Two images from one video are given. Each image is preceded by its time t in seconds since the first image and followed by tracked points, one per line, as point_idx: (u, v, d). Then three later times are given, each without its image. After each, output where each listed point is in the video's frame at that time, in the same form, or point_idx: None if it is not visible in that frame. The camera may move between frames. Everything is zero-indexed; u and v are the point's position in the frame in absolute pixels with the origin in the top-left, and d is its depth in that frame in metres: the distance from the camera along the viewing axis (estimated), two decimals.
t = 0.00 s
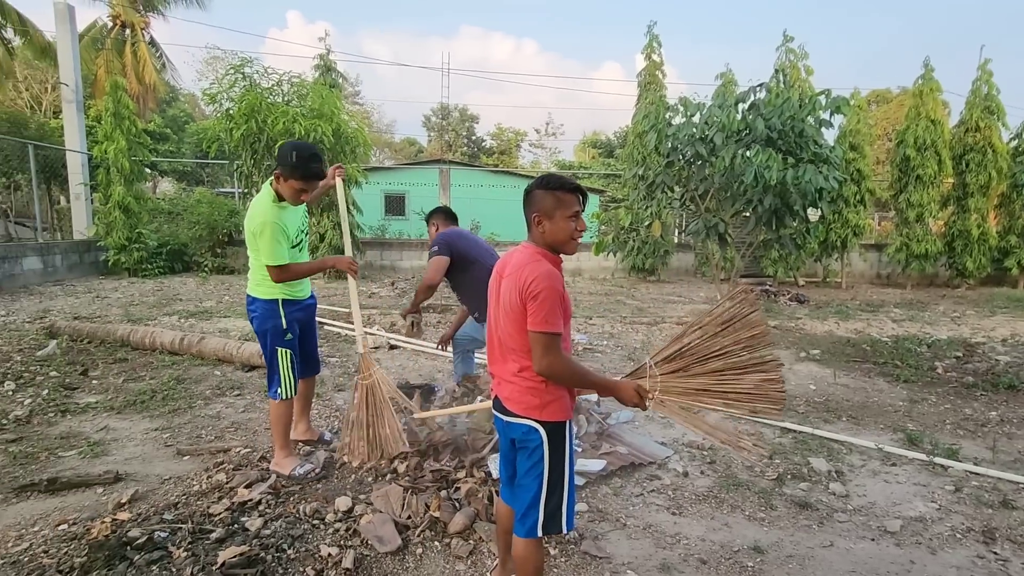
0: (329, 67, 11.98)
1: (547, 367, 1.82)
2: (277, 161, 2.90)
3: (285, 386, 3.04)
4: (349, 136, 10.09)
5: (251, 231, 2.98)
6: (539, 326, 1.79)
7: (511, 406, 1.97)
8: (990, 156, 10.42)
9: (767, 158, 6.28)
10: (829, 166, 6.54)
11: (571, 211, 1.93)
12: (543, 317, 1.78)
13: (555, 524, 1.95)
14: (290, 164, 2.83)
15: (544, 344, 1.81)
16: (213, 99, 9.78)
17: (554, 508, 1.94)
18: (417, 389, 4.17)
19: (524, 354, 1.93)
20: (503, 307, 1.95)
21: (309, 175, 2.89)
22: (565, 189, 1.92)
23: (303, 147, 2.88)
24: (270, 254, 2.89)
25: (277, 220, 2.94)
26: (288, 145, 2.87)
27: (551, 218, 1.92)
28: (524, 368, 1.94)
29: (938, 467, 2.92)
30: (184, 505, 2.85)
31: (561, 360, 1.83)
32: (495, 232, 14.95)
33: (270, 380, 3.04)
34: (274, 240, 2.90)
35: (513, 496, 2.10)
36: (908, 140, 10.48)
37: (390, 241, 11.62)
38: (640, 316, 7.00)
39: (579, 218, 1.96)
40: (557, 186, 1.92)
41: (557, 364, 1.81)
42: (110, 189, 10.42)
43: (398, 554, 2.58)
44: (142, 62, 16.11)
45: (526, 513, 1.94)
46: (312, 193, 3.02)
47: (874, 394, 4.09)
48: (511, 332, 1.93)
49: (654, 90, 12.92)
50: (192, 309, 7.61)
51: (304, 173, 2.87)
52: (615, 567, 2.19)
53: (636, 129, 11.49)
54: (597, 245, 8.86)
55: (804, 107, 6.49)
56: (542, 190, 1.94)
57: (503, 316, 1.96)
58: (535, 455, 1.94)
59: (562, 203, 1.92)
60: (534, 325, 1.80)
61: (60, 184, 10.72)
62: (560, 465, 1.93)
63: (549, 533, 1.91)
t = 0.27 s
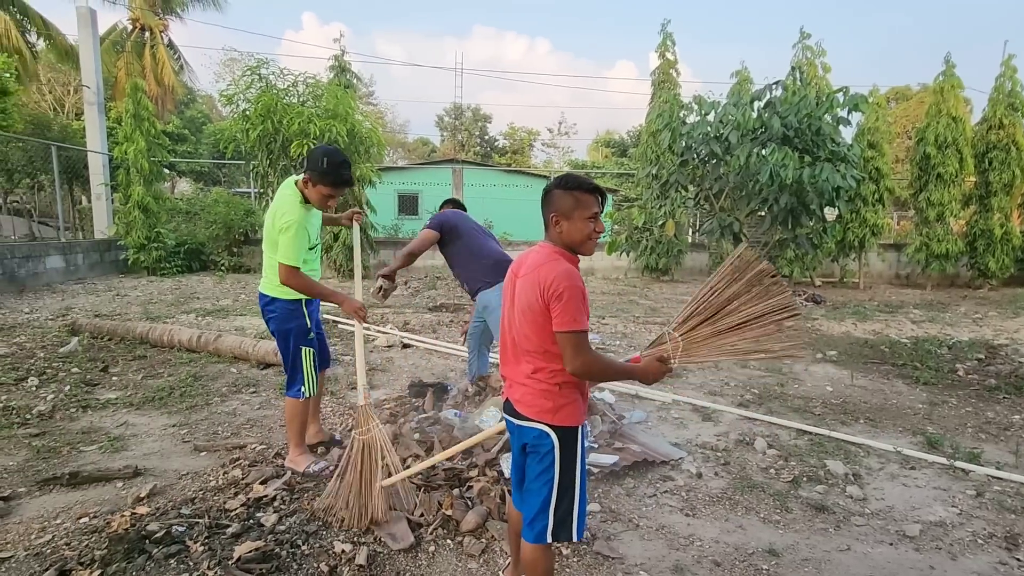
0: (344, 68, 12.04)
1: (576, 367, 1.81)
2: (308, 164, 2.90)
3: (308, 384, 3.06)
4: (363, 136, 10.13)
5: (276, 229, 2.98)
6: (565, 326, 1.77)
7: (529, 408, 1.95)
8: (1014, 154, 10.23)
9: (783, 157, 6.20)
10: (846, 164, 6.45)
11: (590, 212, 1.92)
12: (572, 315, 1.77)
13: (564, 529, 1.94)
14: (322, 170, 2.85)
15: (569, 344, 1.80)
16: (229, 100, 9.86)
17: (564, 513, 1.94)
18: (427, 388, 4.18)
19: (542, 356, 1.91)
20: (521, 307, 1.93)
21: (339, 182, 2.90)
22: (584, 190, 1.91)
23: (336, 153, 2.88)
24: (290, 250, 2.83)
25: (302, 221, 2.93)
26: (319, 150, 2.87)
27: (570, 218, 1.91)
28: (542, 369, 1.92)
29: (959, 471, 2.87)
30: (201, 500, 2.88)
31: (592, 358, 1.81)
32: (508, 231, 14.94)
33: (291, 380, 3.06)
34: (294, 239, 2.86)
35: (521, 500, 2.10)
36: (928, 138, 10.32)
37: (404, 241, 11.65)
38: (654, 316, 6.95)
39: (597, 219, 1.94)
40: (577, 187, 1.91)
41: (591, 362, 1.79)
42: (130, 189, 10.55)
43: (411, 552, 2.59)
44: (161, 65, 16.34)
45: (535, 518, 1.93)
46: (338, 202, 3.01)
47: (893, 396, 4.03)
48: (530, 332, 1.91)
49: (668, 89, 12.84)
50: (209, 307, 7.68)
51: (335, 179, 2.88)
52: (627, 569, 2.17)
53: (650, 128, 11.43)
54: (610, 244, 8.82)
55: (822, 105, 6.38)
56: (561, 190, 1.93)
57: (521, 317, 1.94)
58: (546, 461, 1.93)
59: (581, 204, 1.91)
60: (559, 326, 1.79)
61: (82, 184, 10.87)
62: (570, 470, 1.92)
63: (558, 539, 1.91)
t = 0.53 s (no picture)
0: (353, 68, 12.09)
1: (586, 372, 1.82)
2: (315, 165, 2.91)
3: (319, 383, 3.10)
4: (372, 136, 10.16)
5: (289, 234, 2.99)
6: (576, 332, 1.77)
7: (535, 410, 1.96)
8: None
9: (793, 157, 6.15)
10: (858, 164, 6.40)
11: (599, 220, 1.91)
12: (585, 321, 1.76)
13: (572, 531, 1.94)
14: (329, 170, 2.85)
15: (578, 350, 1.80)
16: (240, 101, 9.92)
17: (572, 516, 1.93)
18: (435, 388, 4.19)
19: (550, 359, 1.91)
20: (529, 311, 1.92)
21: (347, 182, 2.90)
22: (597, 197, 1.89)
23: (342, 153, 2.89)
24: (316, 256, 2.90)
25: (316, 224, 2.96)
26: (324, 150, 2.88)
27: (580, 224, 1.90)
28: (549, 372, 1.92)
29: (973, 474, 2.83)
30: (212, 498, 2.89)
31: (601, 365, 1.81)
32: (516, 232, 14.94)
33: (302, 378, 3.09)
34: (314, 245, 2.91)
35: (528, 503, 2.09)
36: (941, 136, 10.22)
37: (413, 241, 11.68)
38: (663, 316, 6.92)
39: (604, 227, 1.93)
40: (589, 193, 1.90)
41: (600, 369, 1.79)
42: (142, 190, 10.64)
43: (419, 551, 2.59)
44: (172, 66, 16.47)
45: (543, 521, 1.92)
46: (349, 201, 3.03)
47: (905, 398, 3.99)
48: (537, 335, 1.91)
49: (678, 88, 12.79)
50: (220, 306, 7.72)
51: (342, 180, 2.88)
52: (635, 570, 2.16)
53: (658, 128, 11.39)
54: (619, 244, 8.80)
55: (833, 103, 6.29)
56: (573, 195, 1.91)
57: (529, 319, 1.93)
58: (553, 463, 1.92)
59: (592, 211, 1.89)
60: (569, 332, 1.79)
61: (95, 184, 10.97)
62: (578, 472, 1.92)
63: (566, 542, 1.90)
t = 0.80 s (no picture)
0: (355, 69, 12.10)
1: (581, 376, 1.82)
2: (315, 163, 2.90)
3: (303, 386, 3.07)
4: (374, 137, 10.16)
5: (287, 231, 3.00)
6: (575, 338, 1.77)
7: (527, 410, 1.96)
8: None
9: (795, 157, 6.14)
10: (860, 163, 6.38)
11: (604, 226, 1.90)
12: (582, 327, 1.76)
13: (567, 531, 1.93)
14: (327, 167, 2.85)
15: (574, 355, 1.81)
16: (242, 102, 9.94)
17: (566, 516, 1.92)
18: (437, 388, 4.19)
19: (544, 359, 1.91)
20: (527, 310, 1.92)
21: (346, 179, 2.90)
22: (599, 203, 1.88)
23: (342, 152, 2.89)
24: (312, 257, 2.91)
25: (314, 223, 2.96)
26: (324, 148, 2.87)
27: (582, 229, 1.89)
28: (543, 374, 1.92)
29: (975, 474, 2.83)
30: (214, 497, 2.89)
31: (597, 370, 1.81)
32: (518, 232, 14.95)
33: (289, 379, 3.07)
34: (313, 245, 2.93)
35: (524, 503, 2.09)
36: (943, 136, 10.20)
37: (414, 241, 11.68)
38: (665, 317, 6.92)
39: (607, 234, 1.93)
40: (592, 197, 1.88)
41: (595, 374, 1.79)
42: (145, 190, 10.66)
43: (420, 551, 2.59)
44: (174, 67, 16.51)
45: (537, 521, 1.92)
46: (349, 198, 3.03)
47: (907, 398, 3.98)
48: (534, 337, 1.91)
49: (679, 89, 12.78)
50: (222, 307, 7.73)
51: (342, 177, 2.88)
52: (635, 570, 2.16)
53: (660, 128, 11.37)
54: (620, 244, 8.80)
55: (835, 103, 6.30)
56: (577, 199, 1.90)
57: (526, 320, 1.93)
58: (546, 463, 1.92)
59: (594, 215, 1.88)
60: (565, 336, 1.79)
61: (97, 185, 10.99)
62: (572, 471, 1.91)
63: (562, 541, 1.89)
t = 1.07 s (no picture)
0: (350, 69, 12.09)
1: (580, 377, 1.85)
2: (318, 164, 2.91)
3: (304, 387, 3.09)
4: (369, 137, 10.14)
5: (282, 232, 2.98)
6: (574, 343, 1.78)
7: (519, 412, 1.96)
8: None
9: (789, 157, 6.17)
10: (853, 164, 6.41)
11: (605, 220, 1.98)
12: (574, 341, 1.78)
13: (558, 532, 1.93)
14: (332, 169, 2.86)
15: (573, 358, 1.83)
16: (237, 103, 9.92)
17: (557, 518, 1.92)
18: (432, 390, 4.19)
19: (535, 361, 1.91)
20: (521, 313, 1.90)
21: (350, 183, 2.92)
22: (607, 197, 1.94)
23: (346, 154, 2.90)
24: (302, 255, 2.87)
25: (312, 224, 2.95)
26: (330, 150, 2.88)
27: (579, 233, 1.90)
28: (535, 376, 1.91)
29: (966, 473, 2.84)
30: (208, 499, 2.89)
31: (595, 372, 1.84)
32: (513, 233, 14.96)
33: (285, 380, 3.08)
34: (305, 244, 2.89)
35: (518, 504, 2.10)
36: (936, 137, 10.26)
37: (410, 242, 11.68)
38: (660, 317, 6.93)
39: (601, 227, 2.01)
40: (604, 193, 1.93)
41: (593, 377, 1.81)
42: (139, 191, 10.62)
43: (414, 552, 2.59)
44: (168, 68, 16.46)
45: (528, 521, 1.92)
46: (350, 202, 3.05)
47: (900, 397, 4.00)
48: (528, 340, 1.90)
49: (674, 89, 12.81)
50: (217, 308, 7.71)
51: (345, 180, 2.90)
52: (628, 569, 2.16)
53: (655, 128, 11.40)
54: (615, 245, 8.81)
55: (828, 104, 6.36)
56: (591, 195, 1.91)
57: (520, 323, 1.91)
58: (536, 463, 1.92)
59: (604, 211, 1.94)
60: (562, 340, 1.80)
61: (91, 186, 10.95)
62: (562, 473, 1.91)
63: (552, 543, 1.89)
